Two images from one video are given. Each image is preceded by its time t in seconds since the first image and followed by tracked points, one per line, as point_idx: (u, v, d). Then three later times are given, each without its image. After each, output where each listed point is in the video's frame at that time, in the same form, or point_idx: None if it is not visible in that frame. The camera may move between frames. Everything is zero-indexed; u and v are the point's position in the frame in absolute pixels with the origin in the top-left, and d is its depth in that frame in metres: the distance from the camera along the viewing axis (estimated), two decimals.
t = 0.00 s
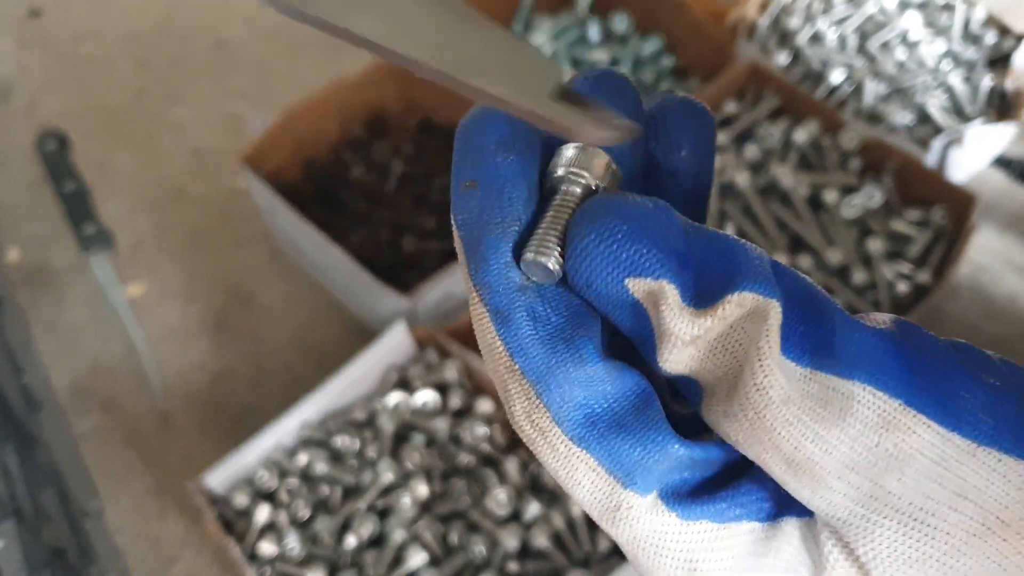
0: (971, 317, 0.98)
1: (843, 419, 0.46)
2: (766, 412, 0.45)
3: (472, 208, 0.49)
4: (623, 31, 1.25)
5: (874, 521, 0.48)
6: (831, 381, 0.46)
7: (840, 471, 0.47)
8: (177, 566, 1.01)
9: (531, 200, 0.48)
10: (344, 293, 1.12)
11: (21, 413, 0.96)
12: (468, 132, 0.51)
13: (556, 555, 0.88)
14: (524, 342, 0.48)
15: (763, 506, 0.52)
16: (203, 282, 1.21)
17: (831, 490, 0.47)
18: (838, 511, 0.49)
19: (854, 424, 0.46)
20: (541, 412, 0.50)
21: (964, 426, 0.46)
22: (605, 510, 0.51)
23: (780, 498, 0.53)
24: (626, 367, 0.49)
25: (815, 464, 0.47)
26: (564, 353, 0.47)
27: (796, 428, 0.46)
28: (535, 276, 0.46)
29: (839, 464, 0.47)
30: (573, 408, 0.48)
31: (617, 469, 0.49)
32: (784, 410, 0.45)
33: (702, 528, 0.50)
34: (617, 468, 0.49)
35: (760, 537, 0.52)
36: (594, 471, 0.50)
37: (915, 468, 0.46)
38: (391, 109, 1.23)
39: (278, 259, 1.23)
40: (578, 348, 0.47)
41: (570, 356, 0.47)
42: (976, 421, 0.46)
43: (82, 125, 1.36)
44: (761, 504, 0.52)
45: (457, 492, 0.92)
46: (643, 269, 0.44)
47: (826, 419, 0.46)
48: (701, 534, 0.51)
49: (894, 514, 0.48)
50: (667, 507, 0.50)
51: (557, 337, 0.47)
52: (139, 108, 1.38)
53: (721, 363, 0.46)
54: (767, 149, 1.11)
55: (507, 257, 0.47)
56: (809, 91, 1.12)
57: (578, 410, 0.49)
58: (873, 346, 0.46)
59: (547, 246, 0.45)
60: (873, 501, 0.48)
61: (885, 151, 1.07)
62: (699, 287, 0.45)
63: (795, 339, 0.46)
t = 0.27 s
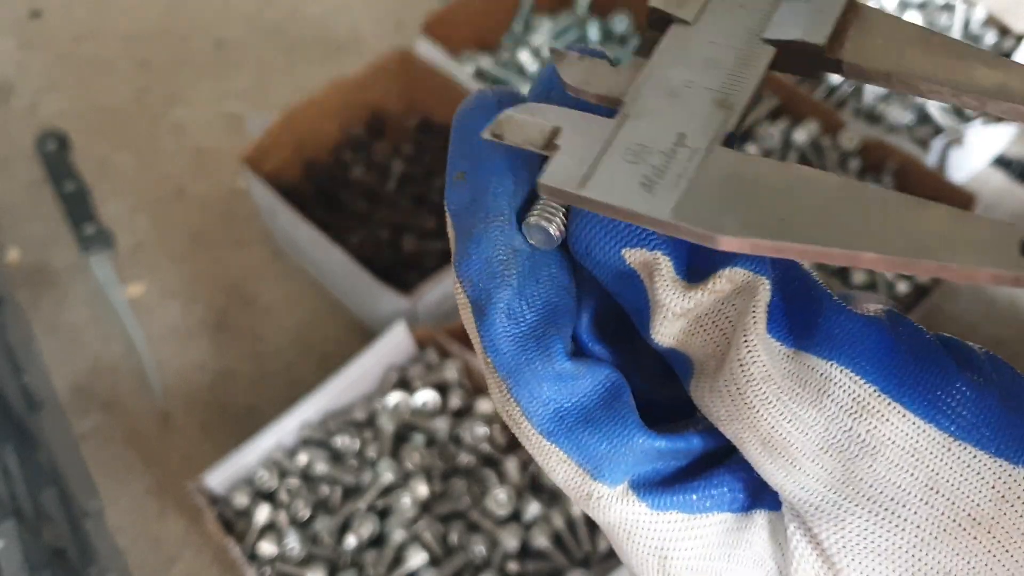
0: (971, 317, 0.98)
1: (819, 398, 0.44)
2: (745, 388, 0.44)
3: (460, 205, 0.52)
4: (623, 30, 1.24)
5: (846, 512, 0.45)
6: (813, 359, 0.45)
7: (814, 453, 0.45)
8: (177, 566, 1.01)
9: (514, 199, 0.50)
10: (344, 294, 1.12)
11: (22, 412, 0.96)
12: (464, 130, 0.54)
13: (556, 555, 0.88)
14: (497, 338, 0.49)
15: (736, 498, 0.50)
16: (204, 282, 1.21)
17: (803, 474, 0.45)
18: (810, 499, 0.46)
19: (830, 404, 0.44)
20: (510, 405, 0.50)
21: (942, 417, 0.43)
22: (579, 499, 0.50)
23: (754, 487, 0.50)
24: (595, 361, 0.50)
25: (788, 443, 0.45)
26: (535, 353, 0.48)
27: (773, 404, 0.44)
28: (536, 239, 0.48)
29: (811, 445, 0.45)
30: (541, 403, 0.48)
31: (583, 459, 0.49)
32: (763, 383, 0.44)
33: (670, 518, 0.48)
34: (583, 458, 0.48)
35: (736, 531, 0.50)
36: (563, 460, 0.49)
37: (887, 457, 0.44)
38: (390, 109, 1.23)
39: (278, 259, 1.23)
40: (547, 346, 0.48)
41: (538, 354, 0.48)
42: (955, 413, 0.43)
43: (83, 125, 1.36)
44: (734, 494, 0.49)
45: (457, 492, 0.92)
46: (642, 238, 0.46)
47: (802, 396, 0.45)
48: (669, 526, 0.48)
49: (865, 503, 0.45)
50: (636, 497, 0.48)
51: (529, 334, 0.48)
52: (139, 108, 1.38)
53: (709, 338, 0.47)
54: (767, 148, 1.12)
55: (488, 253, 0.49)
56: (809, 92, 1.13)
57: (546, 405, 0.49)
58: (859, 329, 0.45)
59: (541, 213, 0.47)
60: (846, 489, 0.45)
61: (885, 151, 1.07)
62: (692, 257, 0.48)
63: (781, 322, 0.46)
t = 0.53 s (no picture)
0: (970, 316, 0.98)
1: (811, 384, 0.45)
2: (741, 365, 0.45)
3: (454, 175, 0.49)
4: (623, 30, 1.24)
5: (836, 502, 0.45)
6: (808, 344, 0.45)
7: (804, 439, 0.45)
8: (177, 566, 1.01)
9: (518, 163, 0.47)
10: (344, 294, 1.13)
11: (22, 413, 0.96)
12: (445, 96, 0.50)
13: (556, 555, 0.88)
14: (496, 313, 0.47)
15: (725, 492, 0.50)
16: (204, 282, 1.21)
17: (792, 462, 0.45)
18: (800, 487, 0.46)
19: (824, 391, 0.44)
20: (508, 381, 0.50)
21: (935, 412, 0.43)
22: (571, 482, 0.51)
23: (745, 480, 0.51)
24: (599, 343, 0.48)
25: (779, 428, 0.45)
26: (535, 328, 0.47)
27: (767, 388, 0.45)
28: (557, 215, 0.43)
29: (802, 431, 0.45)
30: (538, 380, 0.48)
31: (576, 443, 0.49)
32: (757, 367, 0.44)
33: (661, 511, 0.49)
34: (576, 443, 0.49)
35: (724, 524, 0.50)
36: (558, 443, 0.50)
37: (875, 449, 0.43)
38: (391, 108, 1.22)
39: (279, 259, 1.23)
40: (547, 322, 0.46)
41: (539, 329, 0.46)
42: (949, 409, 0.43)
43: (83, 124, 1.36)
44: (723, 488, 0.50)
45: (457, 492, 0.93)
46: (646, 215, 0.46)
47: (794, 382, 0.45)
48: (657, 517, 0.49)
49: (854, 495, 0.45)
50: (627, 487, 0.49)
51: (528, 309, 0.46)
52: (140, 108, 1.38)
53: (702, 315, 0.47)
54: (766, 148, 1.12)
55: (482, 227, 0.47)
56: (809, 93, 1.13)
57: (543, 382, 0.48)
58: (859, 319, 0.44)
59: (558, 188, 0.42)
60: (836, 479, 0.45)
61: (885, 151, 1.07)
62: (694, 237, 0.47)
63: (777, 301, 0.46)
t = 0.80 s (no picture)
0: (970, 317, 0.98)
1: (829, 380, 0.43)
2: (753, 364, 0.43)
3: (464, 142, 0.47)
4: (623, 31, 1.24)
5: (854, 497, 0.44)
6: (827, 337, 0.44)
7: (823, 435, 0.44)
8: (177, 567, 1.00)
9: (532, 129, 0.45)
10: (344, 294, 1.13)
11: (22, 413, 0.96)
12: (456, 58, 0.47)
13: (556, 555, 0.88)
14: (510, 285, 0.46)
15: (742, 478, 0.50)
16: (204, 282, 1.21)
17: (810, 457, 0.44)
18: (818, 482, 0.45)
19: (843, 386, 0.43)
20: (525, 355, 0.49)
21: (957, 407, 0.42)
22: (586, 461, 0.50)
23: (762, 469, 0.50)
24: (619, 316, 0.46)
25: (796, 423, 0.44)
26: (550, 299, 0.45)
27: (783, 383, 0.43)
28: (547, 182, 0.43)
29: (820, 427, 0.44)
30: (554, 355, 0.46)
31: (595, 421, 0.47)
32: (773, 362, 0.43)
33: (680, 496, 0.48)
34: (594, 420, 0.47)
35: (741, 509, 0.50)
36: (575, 420, 0.48)
37: (896, 444, 0.42)
38: (391, 109, 1.22)
39: (279, 260, 1.23)
40: (564, 295, 0.45)
41: (555, 303, 0.45)
42: (971, 403, 0.42)
43: (83, 125, 1.36)
44: (740, 473, 0.49)
45: (457, 492, 0.93)
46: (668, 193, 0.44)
47: (812, 377, 0.44)
48: (674, 500, 0.48)
49: (873, 490, 0.44)
50: (645, 470, 0.47)
51: (544, 281, 0.45)
52: (140, 109, 1.38)
53: (716, 312, 0.45)
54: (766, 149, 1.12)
55: (496, 194, 0.45)
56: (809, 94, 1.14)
57: (559, 357, 0.46)
58: (879, 311, 0.43)
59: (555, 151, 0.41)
60: (854, 475, 0.44)
61: (884, 151, 1.08)
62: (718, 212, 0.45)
63: (793, 298, 0.45)
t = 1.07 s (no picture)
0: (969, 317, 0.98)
1: (840, 380, 0.43)
2: (763, 365, 0.43)
3: (455, 148, 0.46)
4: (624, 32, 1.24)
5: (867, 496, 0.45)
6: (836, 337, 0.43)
7: (834, 436, 0.44)
8: (177, 567, 1.00)
9: (526, 130, 0.45)
10: (345, 294, 1.12)
11: (21, 413, 0.95)
12: (441, 63, 0.47)
13: (556, 555, 0.88)
14: (514, 290, 0.46)
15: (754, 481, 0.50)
16: (204, 282, 1.21)
17: (822, 457, 0.44)
18: (830, 482, 0.45)
19: (853, 386, 0.43)
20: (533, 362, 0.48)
21: (969, 404, 0.42)
22: (597, 467, 0.50)
23: (773, 470, 0.51)
24: (625, 317, 0.46)
25: (806, 424, 0.44)
26: (557, 303, 0.45)
27: (793, 384, 0.43)
28: (542, 181, 0.43)
29: (831, 428, 0.44)
30: (563, 360, 0.46)
31: (606, 427, 0.47)
32: (783, 363, 0.43)
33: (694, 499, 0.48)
34: (605, 426, 0.47)
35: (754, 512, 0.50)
36: (585, 426, 0.48)
37: (908, 443, 0.42)
38: (392, 109, 1.23)
39: (279, 260, 1.23)
40: (570, 297, 0.45)
41: (563, 308, 0.45)
42: (983, 400, 0.42)
43: (83, 125, 1.36)
44: (752, 476, 0.49)
45: (457, 492, 0.93)
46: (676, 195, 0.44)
47: (822, 377, 0.43)
48: (689, 504, 0.48)
49: (886, 489, 0.44)
50: (659, 475, 0.47)
51: (552, 284, 0.45)
52: (140, 109, 1.38)
53: (722, 312, 0.45)
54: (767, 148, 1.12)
55: (492, 197, 0.45)
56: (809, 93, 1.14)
57: (567, 361, 0.46)
58: (887, 310, 0.43)
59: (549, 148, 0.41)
60: (867, 474, 0.44)
61: (884, 151, 1.08)
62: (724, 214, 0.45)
63: (800, 298, 0.44)
